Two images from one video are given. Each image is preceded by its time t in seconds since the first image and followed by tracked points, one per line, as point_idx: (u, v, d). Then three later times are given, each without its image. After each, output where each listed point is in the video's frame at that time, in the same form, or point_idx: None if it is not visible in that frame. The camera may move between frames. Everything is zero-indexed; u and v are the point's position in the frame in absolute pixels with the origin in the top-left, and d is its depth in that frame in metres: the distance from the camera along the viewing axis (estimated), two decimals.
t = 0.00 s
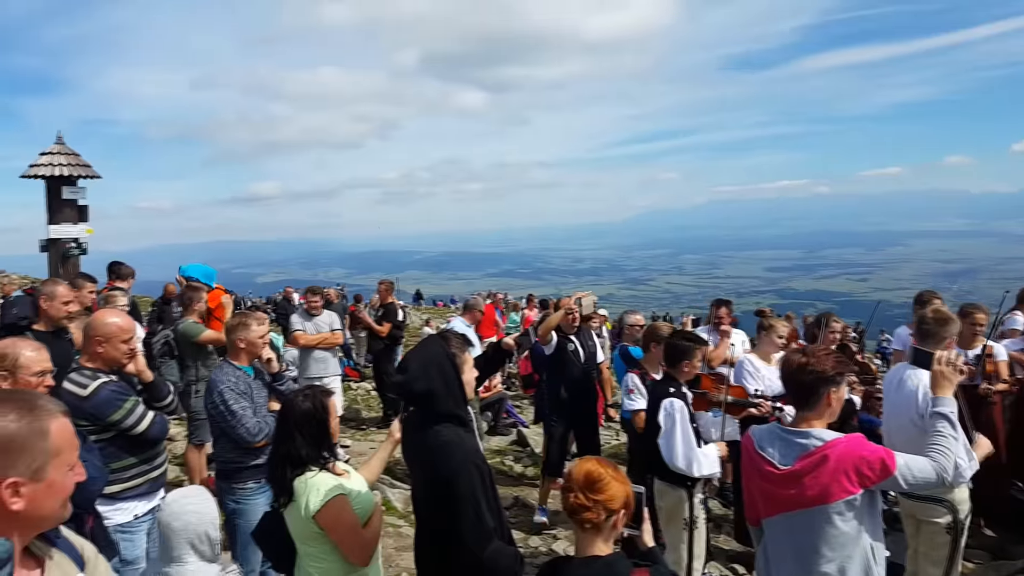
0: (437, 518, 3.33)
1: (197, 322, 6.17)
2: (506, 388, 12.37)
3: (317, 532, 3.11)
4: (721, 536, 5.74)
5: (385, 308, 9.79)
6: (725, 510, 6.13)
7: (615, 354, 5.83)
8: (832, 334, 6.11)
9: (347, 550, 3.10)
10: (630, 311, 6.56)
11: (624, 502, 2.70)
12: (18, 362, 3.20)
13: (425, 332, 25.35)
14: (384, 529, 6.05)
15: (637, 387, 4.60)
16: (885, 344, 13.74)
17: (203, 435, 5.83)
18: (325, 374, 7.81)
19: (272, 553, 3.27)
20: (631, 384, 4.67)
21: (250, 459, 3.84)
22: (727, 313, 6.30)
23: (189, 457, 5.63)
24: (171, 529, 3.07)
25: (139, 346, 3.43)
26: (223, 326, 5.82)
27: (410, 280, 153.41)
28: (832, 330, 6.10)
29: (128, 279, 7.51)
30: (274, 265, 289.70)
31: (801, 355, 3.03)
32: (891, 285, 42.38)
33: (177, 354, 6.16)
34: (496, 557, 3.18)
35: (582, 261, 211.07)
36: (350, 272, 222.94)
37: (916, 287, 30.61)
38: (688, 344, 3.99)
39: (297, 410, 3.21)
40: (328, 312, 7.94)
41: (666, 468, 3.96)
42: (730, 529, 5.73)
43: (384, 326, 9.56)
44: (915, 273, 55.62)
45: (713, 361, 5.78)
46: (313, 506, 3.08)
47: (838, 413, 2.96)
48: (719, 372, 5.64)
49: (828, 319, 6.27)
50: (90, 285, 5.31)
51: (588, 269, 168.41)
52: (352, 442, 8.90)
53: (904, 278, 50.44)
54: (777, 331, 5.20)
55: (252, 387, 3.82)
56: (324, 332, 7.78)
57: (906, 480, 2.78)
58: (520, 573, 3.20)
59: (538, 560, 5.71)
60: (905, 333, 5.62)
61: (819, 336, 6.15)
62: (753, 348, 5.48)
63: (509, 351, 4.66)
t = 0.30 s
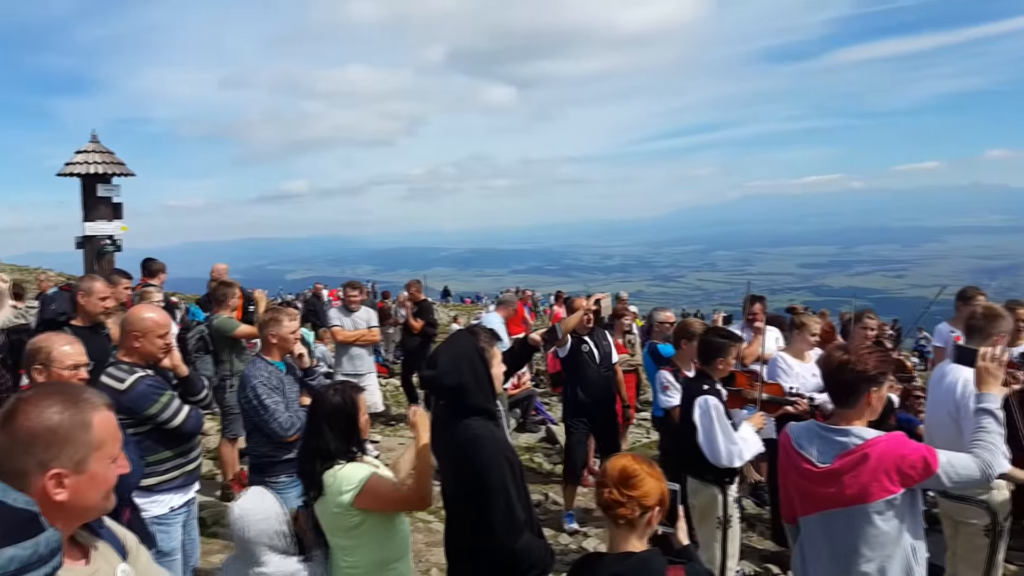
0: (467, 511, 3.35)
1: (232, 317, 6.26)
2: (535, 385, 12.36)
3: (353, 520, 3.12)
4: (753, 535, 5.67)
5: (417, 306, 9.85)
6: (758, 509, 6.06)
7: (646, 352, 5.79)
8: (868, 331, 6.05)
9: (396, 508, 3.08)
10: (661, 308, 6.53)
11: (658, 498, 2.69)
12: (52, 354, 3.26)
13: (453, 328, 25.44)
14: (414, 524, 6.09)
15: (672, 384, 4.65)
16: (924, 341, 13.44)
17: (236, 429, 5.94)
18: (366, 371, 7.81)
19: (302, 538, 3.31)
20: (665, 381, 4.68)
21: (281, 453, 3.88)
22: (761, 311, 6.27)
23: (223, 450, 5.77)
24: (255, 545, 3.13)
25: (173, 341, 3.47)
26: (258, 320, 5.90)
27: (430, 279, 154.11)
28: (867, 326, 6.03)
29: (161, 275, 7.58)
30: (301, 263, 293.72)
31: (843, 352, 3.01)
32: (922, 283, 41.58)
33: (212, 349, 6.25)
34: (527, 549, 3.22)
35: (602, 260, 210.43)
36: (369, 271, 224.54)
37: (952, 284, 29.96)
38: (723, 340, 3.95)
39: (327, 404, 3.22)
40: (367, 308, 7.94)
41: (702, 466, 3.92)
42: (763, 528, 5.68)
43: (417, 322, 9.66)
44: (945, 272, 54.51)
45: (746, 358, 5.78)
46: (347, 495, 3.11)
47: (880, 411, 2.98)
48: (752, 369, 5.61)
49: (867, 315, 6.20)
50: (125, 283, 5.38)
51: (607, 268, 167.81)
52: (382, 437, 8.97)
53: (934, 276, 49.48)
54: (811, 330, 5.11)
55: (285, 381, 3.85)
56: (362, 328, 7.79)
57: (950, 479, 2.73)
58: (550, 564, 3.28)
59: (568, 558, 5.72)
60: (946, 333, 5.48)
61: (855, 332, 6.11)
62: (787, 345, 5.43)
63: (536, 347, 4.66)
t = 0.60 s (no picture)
0: (505, 504, 3.50)
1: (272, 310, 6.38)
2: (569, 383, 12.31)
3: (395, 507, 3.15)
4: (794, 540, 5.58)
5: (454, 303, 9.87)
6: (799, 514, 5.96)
7: (681, 354, 5.76)
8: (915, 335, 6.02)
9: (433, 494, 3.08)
10: (698, 308, 6.48)
11: (699, 500, 2.67)
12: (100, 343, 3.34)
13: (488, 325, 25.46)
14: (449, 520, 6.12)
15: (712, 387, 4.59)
16: (976, 348, 13.02)
17: (274, 420, 6.09)
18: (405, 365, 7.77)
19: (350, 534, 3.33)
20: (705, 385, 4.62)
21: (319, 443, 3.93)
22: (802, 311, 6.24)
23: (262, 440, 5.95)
24: (314, 525, 3.24)
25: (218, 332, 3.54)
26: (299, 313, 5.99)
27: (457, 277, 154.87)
28: (914, 331, 6.02)
29: (203, 269, 7.73)
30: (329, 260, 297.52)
31: (892, 356, 3.04)
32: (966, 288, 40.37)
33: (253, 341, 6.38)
34: (563, 543, 3.41)
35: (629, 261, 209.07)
36: (399, 267, 226.77)
37: (1001, 289, 28.95)
38: (767, 342, 3.91)
39: (365, 396, 3.25)
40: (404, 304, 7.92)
41: (741, 469, 3.90)
42: (802, 533, 5.58)
43: (454, 317, 9.70)
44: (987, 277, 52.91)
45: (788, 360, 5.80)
46: (385, 484, 3.14)
47: (929, 416, 2.96)
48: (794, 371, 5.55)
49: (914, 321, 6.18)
50: (170, 274, 5.48)
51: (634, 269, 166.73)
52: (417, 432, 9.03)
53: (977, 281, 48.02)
54: (853, 334, 5.04)
55: (325, 373, 3.92)
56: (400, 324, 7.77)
57: (1001, 484, 2.70)
58: (584, 557, 3.47)
59: (603, 558, 5.71)
60: (997, 337, 5.34)
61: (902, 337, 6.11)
62: (828, 348, 5.36)
63: (570, 343, 4.69)
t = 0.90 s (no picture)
0: (542, 501, 3.63)
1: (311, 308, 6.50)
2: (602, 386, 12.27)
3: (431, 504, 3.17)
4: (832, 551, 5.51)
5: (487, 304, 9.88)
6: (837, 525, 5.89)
7: (715, 360, 5.71)
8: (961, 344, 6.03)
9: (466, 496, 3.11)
10: (733, 312, 6.44)
11: (741, 505, 2.70)
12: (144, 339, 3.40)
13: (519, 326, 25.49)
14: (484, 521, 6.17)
15: (747, 394, 4.70)
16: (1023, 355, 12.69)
17: (310, 417, 6.24)
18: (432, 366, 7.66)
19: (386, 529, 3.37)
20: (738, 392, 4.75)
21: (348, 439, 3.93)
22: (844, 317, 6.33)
23: (297, 437, 6.10)
24: (348, 515, 3.29)
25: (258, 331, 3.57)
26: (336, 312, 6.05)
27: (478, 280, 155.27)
28: (963, 338, 6.10)
29: (240, 267, 7.84)
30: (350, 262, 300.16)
31: (933, 364, 2.99)
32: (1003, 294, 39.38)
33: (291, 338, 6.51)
34: (599, 543, 3.52)
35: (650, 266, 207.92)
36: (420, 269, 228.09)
37: None
38: (808, 347, 4.02)
39: (402, 393, 3.27)
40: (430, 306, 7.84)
41: (779, 480, 3.99)
42: (842, 545, 5.60)
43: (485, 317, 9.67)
44: None
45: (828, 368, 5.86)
46: (422, 481, 3.16)
47: (976, 425, 2.90)
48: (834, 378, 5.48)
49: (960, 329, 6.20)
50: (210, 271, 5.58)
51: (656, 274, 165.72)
52: (449, 432, 9.10)
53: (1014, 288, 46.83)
54: (896, 342, 5.00)
55: (358, 374, 3.97)
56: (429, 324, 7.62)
57: None
58: (619, 559, 3.57)
59: (636, 564, 5.74)
60: None
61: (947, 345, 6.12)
62: (870, 355, 5.32)
63: (604, 346, 4.72)
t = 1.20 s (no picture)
0: (584, 505, 3.62)
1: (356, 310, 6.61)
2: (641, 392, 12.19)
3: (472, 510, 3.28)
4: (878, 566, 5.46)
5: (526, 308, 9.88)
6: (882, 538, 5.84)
7: (759, 370, 5.95)
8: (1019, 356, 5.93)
9: (508, 530, 3.29)
10: (779, 321, 6.43)
11: (792, 515, 2.81)
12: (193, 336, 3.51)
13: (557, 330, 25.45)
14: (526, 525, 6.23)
15: (798, 405, 5.08)
16: None
17: (354, 417, 6.47)
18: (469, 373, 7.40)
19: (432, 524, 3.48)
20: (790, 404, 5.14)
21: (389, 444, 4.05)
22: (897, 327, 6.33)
23: (341, 436, 6.27)
24: (396, 505, 3.45)
25: (301, 330, 3.62)
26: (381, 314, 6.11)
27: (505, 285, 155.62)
28: None
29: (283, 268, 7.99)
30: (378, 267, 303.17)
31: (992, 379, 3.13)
32: None
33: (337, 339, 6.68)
34: (642, 548, 3.52)
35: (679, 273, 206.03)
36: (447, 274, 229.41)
37: None
38: (857, 361, 4.37)
39: (450, 393, 3.38)
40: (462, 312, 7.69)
41: (835, 498, 4.29)
42: (890, 560, 5.65)
43: (524, 322, 9.70)
44: None
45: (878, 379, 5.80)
46: (466, 486, 3.26)
47: None
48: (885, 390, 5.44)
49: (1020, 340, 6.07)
50: (257, 272, 5.69)
51: (684, 282, 164.26)
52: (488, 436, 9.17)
53: None
54: (952, 354, 4.86)
55: (399, 378, 4.11)
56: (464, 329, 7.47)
57: None
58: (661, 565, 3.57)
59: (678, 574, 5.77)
60: None
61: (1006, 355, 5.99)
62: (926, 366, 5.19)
63: (638, 351, 4.64)
